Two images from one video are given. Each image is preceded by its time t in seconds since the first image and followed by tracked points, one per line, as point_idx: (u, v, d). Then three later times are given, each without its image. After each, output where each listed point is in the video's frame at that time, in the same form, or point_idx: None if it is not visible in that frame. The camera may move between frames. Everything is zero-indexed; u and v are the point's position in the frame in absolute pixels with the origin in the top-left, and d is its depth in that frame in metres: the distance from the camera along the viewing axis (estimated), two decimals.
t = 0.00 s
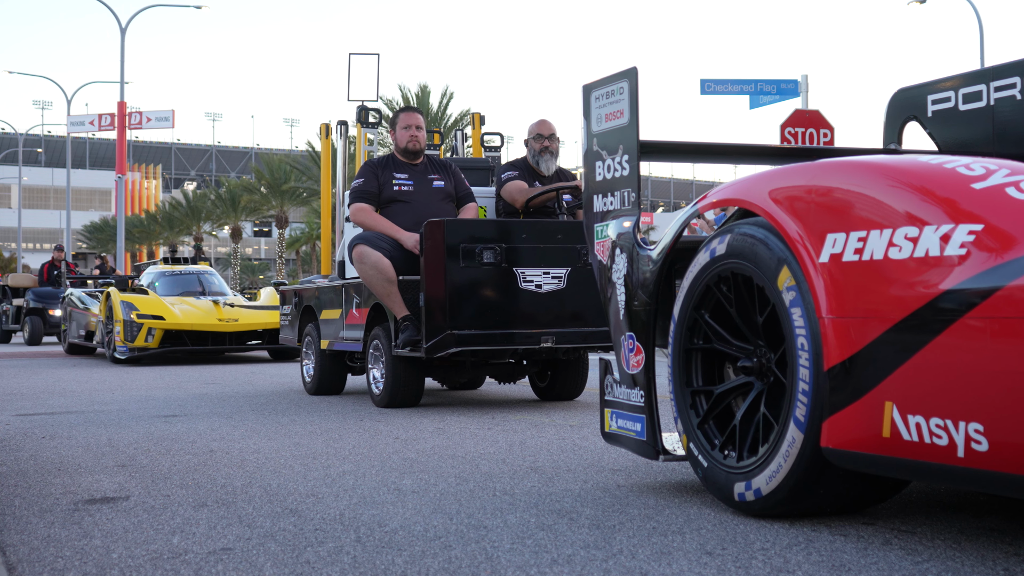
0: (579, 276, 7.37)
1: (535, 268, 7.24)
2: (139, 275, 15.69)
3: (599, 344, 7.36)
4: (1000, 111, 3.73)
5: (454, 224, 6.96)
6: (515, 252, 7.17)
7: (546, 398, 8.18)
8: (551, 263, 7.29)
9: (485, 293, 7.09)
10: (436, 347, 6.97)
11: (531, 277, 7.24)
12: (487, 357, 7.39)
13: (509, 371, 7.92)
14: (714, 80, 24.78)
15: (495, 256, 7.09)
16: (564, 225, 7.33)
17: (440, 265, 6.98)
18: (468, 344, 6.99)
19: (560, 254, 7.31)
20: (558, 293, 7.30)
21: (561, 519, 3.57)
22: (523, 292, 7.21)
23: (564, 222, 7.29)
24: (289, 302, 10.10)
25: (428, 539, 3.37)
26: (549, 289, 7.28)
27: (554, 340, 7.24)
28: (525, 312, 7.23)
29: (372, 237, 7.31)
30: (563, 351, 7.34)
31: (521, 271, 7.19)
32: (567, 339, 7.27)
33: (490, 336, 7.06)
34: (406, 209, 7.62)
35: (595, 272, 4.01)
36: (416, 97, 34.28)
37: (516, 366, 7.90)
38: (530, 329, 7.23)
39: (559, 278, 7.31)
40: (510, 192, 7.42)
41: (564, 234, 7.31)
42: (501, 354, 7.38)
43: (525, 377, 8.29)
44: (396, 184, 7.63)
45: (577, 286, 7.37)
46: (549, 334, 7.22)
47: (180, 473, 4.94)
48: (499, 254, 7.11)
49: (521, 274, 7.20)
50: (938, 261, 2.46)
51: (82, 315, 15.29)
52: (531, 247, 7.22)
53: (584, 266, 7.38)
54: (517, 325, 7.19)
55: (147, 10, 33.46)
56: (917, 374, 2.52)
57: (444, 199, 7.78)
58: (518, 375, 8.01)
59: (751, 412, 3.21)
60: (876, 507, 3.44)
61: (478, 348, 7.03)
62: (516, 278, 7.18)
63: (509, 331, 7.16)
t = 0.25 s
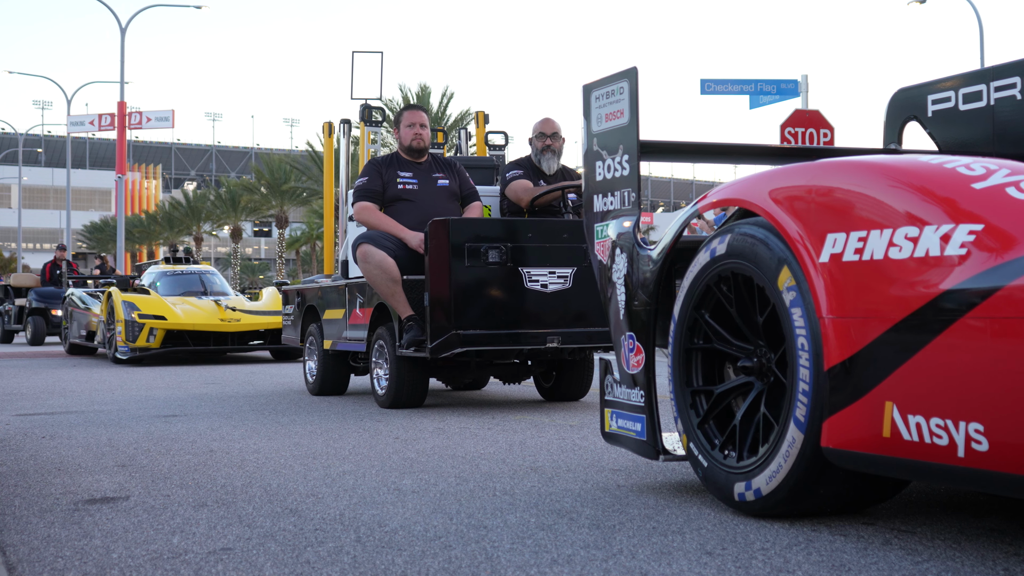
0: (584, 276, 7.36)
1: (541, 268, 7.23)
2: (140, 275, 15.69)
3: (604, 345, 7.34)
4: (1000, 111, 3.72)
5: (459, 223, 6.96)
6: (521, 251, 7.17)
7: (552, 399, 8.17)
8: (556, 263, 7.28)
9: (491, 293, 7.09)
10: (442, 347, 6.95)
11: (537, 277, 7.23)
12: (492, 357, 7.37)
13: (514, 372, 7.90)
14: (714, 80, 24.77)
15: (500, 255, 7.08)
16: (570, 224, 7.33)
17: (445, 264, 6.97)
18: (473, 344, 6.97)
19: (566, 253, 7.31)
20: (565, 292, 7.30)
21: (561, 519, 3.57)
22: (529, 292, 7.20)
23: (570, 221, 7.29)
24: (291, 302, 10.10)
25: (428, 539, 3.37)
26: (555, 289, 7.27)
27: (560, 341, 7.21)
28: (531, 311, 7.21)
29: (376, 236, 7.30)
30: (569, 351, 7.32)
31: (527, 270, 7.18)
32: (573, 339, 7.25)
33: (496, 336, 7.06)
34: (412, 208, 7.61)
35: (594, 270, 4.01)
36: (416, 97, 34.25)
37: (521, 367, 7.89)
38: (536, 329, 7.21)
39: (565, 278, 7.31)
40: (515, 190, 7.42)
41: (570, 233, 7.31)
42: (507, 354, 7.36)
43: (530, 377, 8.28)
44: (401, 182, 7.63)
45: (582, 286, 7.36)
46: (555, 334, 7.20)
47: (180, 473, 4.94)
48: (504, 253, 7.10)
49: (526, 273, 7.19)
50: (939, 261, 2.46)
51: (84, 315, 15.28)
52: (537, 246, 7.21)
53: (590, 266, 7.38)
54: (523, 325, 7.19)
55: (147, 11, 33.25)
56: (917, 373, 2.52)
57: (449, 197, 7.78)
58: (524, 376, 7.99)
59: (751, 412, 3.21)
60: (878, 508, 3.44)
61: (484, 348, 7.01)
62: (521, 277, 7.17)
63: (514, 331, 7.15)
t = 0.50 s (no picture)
0: (589, 275, 7.33)
1: (546, 267, 7.21)
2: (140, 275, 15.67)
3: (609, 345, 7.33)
4: (1006, 109, 3.70)
5: (464, 223, 6.93)
6: (526, 251, 7.15)
7: (556, 399, 8.15)
8: (561, 263, 7.26)
9: (497, 293, 7.07)
10: (446, 347, 6.92)
11: (542, 276, 7.21)
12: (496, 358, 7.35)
13: (519, 372, 7.87)
14: (714, 80, 24.76)
15: (504, 255, 7.06)
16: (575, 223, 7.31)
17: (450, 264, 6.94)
18: (477, 344, 6.93)
19: (571, 253, 7.28)
20: (570, 292, 7.28)
21: (561, 519, 3.55)
22: (535, 292, 7.18)
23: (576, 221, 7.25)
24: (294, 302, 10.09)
25: (428, 539, 3.35)
26: (560, 289, 7.25)
27: (566, 341, 7.19)
28: (536, 311, 7.20)
29: (380, 235, 7.28)
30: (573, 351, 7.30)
31: (532, 270, 7.16)
32: (578, 340, 7.22)
33: (501, 336, 7.03)
34: (416, 207, 7.60)
35: (597, 269, 4.00)
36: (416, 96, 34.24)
37: (526, 368, 7.86)
38: (541, 329, 7.19)
39: (570, 277, 7.29)
40: (519, 189, 7.37)
41: (575, 233, 7.29)
42: (511, 355, 7.33)
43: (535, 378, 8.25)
44: (404, 181, 7.62)
45: (587, 286, 7.34)
46: (560, 334, 7.18)
47: (180, 473, 4.92)
48: (509, 253, 7.08)
49: (531, 273, 7.17)
50: (948, 260, 2.44)
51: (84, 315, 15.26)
52: (542, 246, 7.19)
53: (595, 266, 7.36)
54: (528, 324, 7.16)
55: (147, 10, 33.63)
56: (926, 374, 2.50)
57: (453, 196, 7.76)
58: (528, 377, 7.97)
59: (757, 413, 3.19)
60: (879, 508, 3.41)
61: (488, 349, 6.99)
62: (526, 276, 7.15)
63: (519, 331, 7.13)
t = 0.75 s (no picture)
0: (594, 275, 7.31)
1: (552, 267, 7.18)
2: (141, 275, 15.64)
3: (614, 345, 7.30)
4: (1016, 107, 3.66)
5: (469, 222, 6.91)
6: (532, 250, 7.12)
7: (561, 399, 8.12)
8: (567, 262, 7.23)
9: (502, 293, 7.03)
10: (450, 347, 6.89)
11: (547, 276, 7.17)
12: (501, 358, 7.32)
13: (524, 372, 7.83)
14: (714, 80, 24.74)
15: (509, 254, 7.03)
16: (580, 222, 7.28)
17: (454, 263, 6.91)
18: (483, 344, 6.92)
19: (576, 253, 7.25)
20: (576, 291, 7.25)
21: (561, 519, 3.52)
22: (540, 291, 7.15)
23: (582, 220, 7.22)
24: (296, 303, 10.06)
25: (428, 539, 3.32)
26: (566, 288, 7.22)
27: (571, 341, 7.16)
28: (541, 311, 7.16)
29: (383, 234, 7.25)
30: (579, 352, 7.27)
31: (537, 269, 7.13)
32: (584, 340, 7.19)
33: (505, 336, 7.00)
34: (420, 206, 7.56)
35: (604, 268, 3.98)
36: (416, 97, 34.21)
37: (531, 368, 7.82)
38: (547, 329, 7.16)
39: (575, 277, 7.26)
40: (524, 188, 7.34)
41: (581, 232, 7.26)
42: (516, 355, 7.30)
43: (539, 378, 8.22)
44: (408, 180, 7.57)
45: (593, 285, 7.31)
46: (566, 334, 7.15)
47: (180, 473, 4.88)
48: (514, 252, 7.06)
49: (537, 272, 7.14)
50: (961, 260, 2.40)
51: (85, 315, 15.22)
52: (547, 245, 7.16)
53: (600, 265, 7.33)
54: (533, 324, 7.13)
55: (147, 10, 33.73)
56: (939, 374, 2.46)
57: (457, 195, 7.73)
58: (533, 377, 7.93)
59: (764, 412, 3.16)
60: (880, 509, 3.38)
61: (493, 349, 6.95)
62: (531, 276, 7.11)
63: (524, 331, 7.10)
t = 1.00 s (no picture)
0: (599, 275, 7.30)
1: (557, 266, 7.16)
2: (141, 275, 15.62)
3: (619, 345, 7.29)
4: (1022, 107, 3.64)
5: (474, 221, 6.89)
6: (537, 250, 7.10)
7: (566, 400, 8.10)
8: (572, 261, 7.21)
9: (507, 292, 7.02)
10: (455, 348, 6.88)
11: (553, 275, 7.16)
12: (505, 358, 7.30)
13: (529, 373, 7.81)
14: (714, 80, 24.69)
15: (514, 254, 7.01)
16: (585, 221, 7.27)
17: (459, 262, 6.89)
18: (488, 344, 6.90)
19: (582, 253, 7.24)
20: (581, 291, 7.24)
21: (561, 519, 3.50)
22: (545, 291, 7.13)
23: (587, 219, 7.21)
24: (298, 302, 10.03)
25: (427, 539, 3.30)
26: (571, 288, 7.21)
27: (577, 341, 7.14)
28: (546, 311, 7.14)
29: (387, 234, 7.23)
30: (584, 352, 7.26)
31: (543, 268, 7.11)
32: (589, 340, 7.18)
33: (511, 336, 6.98)
34: (424, 205, 7.56)
35: (607, 266, 3.97)
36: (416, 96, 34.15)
37: (536, 368, 7.80)
38: (552, 330, 7.14)
39: (581, 276, 7.24)
40: (529, 188, 7.35)
41: (587, 232, 7.25)
42: (521, 355, 7.28)
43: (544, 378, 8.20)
44: (413, 179, 7.56)
45: (598, 285, 7.30)
46: (572, 334, 7.13)
47: (180, 473, 4.87)
48: (519, 251, 7.03)
49: (542, 272, 7.11)
50: (969, 259, 2.38)
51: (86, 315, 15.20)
52: (553, 244, 7.14)
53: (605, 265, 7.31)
54: (538, 324, 7.11)
55: (147, 11, 32.87)
56: (947, 375, 2.45)
57: (461, 194, 7.70)
58: (538, 377, 7.91)
59: (767, 413, 3.15)
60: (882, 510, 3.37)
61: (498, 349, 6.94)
62: (536, 275, 7.09)
63: (530, 330, 7.08)
